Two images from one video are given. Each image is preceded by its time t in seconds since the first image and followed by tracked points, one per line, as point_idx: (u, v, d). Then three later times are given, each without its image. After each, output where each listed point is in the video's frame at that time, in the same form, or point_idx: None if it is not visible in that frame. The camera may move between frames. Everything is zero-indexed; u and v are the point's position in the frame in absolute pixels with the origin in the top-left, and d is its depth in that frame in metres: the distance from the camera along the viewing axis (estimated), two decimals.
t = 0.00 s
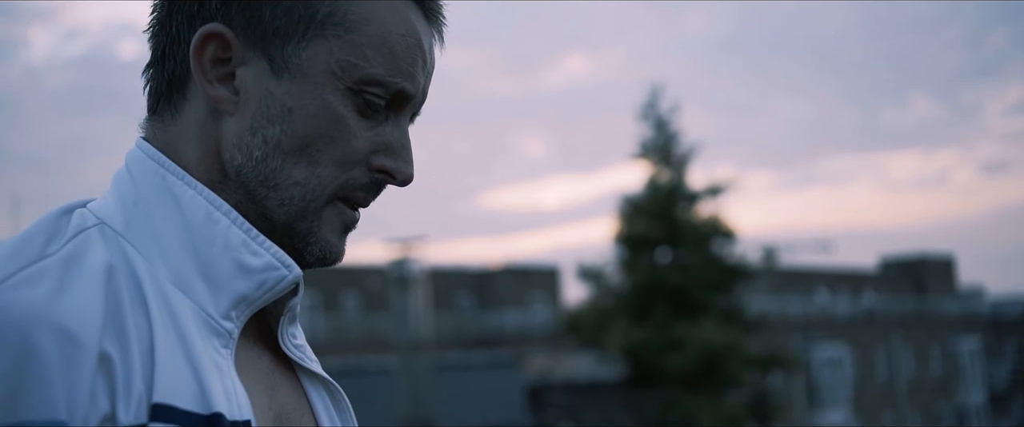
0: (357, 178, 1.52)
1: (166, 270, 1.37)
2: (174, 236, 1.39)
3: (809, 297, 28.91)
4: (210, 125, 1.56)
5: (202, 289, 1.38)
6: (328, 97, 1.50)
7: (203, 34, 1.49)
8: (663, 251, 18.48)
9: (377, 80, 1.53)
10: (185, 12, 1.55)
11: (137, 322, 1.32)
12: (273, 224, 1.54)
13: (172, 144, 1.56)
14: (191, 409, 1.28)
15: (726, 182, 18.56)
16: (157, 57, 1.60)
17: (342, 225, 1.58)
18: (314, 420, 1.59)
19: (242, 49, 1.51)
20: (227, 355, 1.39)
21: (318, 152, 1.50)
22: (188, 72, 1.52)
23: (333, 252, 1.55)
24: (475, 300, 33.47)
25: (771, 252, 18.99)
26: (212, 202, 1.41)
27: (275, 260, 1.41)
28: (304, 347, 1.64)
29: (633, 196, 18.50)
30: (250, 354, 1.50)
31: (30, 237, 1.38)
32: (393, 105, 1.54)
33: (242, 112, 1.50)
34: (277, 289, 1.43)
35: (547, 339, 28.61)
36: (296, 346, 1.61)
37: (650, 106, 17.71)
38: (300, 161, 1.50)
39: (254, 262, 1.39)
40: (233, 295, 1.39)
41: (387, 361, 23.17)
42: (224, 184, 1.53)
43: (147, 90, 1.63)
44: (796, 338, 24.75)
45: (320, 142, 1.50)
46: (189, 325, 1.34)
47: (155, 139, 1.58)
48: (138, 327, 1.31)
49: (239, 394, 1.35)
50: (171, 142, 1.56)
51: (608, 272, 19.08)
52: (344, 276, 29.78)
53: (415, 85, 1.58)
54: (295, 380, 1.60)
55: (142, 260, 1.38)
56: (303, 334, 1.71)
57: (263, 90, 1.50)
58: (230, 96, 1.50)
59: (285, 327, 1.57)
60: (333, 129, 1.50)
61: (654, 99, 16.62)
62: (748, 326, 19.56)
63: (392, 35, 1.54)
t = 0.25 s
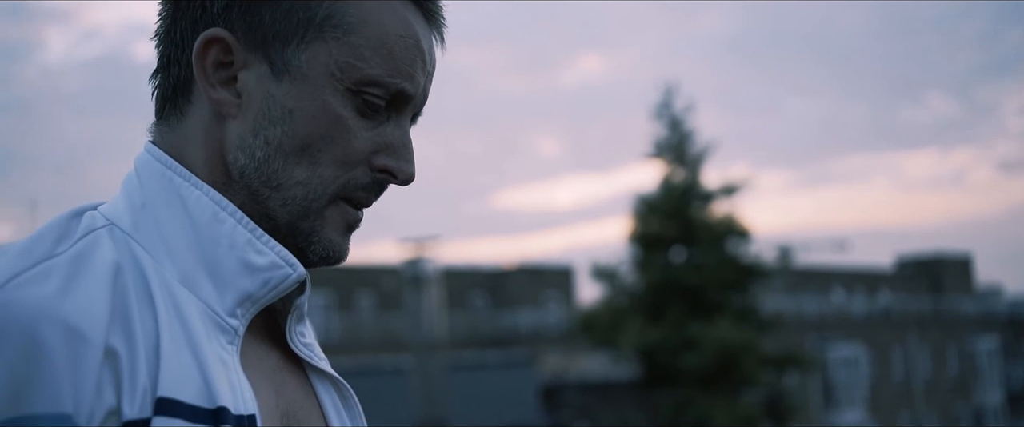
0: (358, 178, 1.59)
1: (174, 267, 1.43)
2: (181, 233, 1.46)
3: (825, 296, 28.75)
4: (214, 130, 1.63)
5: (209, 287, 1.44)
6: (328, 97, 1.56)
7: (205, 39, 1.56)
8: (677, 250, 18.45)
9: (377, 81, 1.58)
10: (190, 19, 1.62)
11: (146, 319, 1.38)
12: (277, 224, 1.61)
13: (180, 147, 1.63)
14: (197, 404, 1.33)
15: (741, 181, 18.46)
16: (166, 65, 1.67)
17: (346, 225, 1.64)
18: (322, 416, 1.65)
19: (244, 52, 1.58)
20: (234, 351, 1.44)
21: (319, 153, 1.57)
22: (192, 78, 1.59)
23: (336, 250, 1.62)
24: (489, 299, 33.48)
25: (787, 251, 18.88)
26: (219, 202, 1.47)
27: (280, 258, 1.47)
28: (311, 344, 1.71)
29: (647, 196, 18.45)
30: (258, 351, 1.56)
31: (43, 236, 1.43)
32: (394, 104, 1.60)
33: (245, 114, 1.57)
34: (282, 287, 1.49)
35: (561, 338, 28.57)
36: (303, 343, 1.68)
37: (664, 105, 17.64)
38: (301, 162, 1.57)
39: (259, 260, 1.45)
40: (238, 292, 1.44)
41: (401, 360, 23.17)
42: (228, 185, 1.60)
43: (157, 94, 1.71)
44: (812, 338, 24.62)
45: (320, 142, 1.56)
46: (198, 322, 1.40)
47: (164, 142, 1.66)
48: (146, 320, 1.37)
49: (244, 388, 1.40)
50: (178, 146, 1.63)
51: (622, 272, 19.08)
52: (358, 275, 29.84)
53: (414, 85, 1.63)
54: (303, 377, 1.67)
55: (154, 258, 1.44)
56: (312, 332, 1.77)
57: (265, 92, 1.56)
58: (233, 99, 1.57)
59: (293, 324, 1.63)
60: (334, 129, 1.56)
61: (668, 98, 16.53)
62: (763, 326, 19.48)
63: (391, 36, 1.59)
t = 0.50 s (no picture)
0: (359, 178, 1.59)
1: (177, 268, 1.45)
2: (186, 235, 1.48)
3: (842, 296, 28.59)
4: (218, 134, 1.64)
5: (213, 286, 1.46)
6: (327, 99, 1.57)
7: (206, 44, 1.57)
8: (693, 250, 18.42)
9: (374, 82, 1.59)
10: (192, 26, 1.64)
11: (150, 317, 1.39)
12: (280, 225, 1.62)
13: (184, 151, 1.64)
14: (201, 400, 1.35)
15: (757, 181, 18.38)
16: (170, 70, 1.69)
17: (350, 224, 1.64)
18: (333, 415, 1.68)
19: (244, 55, 1.59)
20: (239, 350, 1.46)
21: (320, 154, 1.58)
22: (194, 81, 1.60)
23: (340, 250, 1.63)
24: (504, 299, 33.51)
25: (803, 251, 18.79)
26: (222, 203, 1.49)
27: (282, 258, 1.49)
28: (320, 345, 1.74)
29: (662, 196, 18.41)
30: (266, 350, 1.59)
31: (49, 239, 1.44)
32: (393, 105, 1.61)
33: (245, 117, 1.59)
34: (286, 285, 1.50)
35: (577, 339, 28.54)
36: (312, 343, 1.71)
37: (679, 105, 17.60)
38: (302, 163, 1.58)
39: (261, 260, 1.47)
40: (241, 292, 1.46)
41: (417, 361, 23.19)
42: (232, 187, 1.61)
43: (161, 100, 1.72)
44: (829, 338, 24.50)
45: (322, 143, 1.57)
46: (203, 320, 1.42)
47: (168, 147, 1.67)
48: (149, 319, 1.39)
49: (248, 385, 1.42)
50: (182, 150, 1.65)
51: (638, 272, 19.08)
52: (374, 276, 29.93)
53: (413, 85, 1.63)
54: (314, 378, 1.69)
55: (156, 259, 1.46)
56: (323, 335, 1.80)
57: (265, 94, 1.58)
58: (234, 102, 1.59)
59: (301, 324, 1.67)
60: (334, 129, 1.57)
61: (683, 97, 16.48)
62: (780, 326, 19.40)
63: (388, 37, 1.60)
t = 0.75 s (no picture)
0: (361, 179, 1.61)
1: (183, 269, 1.50)
2: (193, 237, 1.52)
3: (860, 297, 28.33)
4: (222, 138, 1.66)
5: (219, 285, 1.51)
6: (325, 101, 1.59)
7: (207, 49, 1.60)
8: (709, 250, 18.40)
9: (373, 82, 1.61)
10: (195, 31, 1.67)
11: (153, 317, 1.43)
12: (283, 225, 1.64)
13: (189, 152, 1.67)
14: (202, 394, 1.40)
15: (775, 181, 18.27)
16: (175, 76, 1.71)
17: (354, 223, 1.65)
18: (339, 413, 1.76)
19: (244, 60, 1.61)
20: (243, 346, 1.52)
21: (319, 154, 1.59)
22: (196, 84, 1.62)
23: (344, 247, 1.64)
24: (520, 299, 33.55)
25: (821, 251, 18.66)
26: (227, 205, 1.53)
27: (284, 257, 1.53)
28: (326, 343, 1.80)
29: (679, 196, 18.34)
30: (274, 349, 1.66)
31: (55, 240, 1.46)
32: (392, 106, 1.62)
33: (246, 119, 1.61)
34: (289, 284, 1.55)
35: (593, 339, 28.51)
36: (318, 340, 1.77)
37: (695, 104, 17.52)
38: (302, 166, 1.60)
39: (266, 259, 1.52)
40: (246, 290, 1.51)
41: (433, 361, 23.22)
42: (236, 190, 1.64)
43: (168, 104, 1.75)
44: (846, 338, 24.35)
45: (321, 145, 1.59)
46: (205, 320, 1.45)
47: (175, 150, 1.70)
48: (155, 318, 1.43)
49: (251, 381, 1.48)
50: (187, 151, 1.67)
51: (654, 273, 19.07)
52: (391, 276, 30.01)
53: (412, 85, 1.65)
54: (320, 375, 1.77)
55: (161, 261, 1.49)
56: (329, 330, 1.87)
57: (265, 97, 1.60)
58: (235, 105, 1.61)
59: (307, 322, 1.74)
60: (332, 131, 1.59)
61: (699, 96, 16.40)
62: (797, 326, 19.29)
63: (386, 38, 1.63)
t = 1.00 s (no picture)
0: (358, 177, 1.62)
1: (181, 268, 1.52)
2: (191, 237, 1.54)
3: (872, 295, 28.20)
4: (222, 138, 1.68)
5: (216, 284, 1.53)
6: (320, 99, 1.60)
7: (205, 50, 1.62)
8: (719, 249, 18.35)
9: (368, 82, 1.61)
10: (195, 33, 1.69)
11: (149, 315, 1.45)
12: (281, 223, 1.65)
13: (191, 153, 1.69)
14: (196, 392, 1.41)
15: (785, 179, 18.18)
16: (177, 78, 1.74)
17: (353, 221, 1.66)
18: (340, 413, 1.80)
19: (241, 60, 1.63)
20: (240, 347, 1.53)
21: (315, 152, 1.60)
22: (194, 86, 1.64)
23: (342, 246, 1.65)
24: (530, 296, 33.55)
25: (832, 249, 18.57)
26: (225, 205, 1.54)
27: (281, 257, 1.54)
28: (327, 343, 1.84)
29: (689, 193, 18.28)
30: (273, 348, 1.70)
31: (55, 240, 1.50)
32: (387, 104, 1.63)
33: (244, 118, 1.62)
34: (287, 283, 1.56)
35: (602, 336, 28.46)
36: (318, 340, 1.81)
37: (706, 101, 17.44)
38: (298, 164, 1.61)
39: (262, 258, 1.53)
40: (243, 289, 1.53)
41: (442, 358, 23.21)
42: (234, 189, 1.66)
43: (172, 105, 1.77)
44: (857, 337, 24.24)
45: (317, 144, 1.60)
46: (200, 317, 1.48)
47: (178, 150, 1.72)
48: (151, 316, 1.45)
49: (247, 379, 1.49)
50: (190, 152, 1.70)
51: (664, 270, 19.04)
52: (400, 273, 30.02)
53: (409, 83, 1.65)
54: (322, 374, 1.81)
55: (160, 260, 1.52)
56: (331, 331, 1.91)
57: (261, 97, 1.61)
58: (232, 105, 1.63)
59: (308, 323, 1.78)
60: (328, 130, 1.60)
61: (710, 94, 16.33)
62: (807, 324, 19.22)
63: (382, 37, 1.63)
